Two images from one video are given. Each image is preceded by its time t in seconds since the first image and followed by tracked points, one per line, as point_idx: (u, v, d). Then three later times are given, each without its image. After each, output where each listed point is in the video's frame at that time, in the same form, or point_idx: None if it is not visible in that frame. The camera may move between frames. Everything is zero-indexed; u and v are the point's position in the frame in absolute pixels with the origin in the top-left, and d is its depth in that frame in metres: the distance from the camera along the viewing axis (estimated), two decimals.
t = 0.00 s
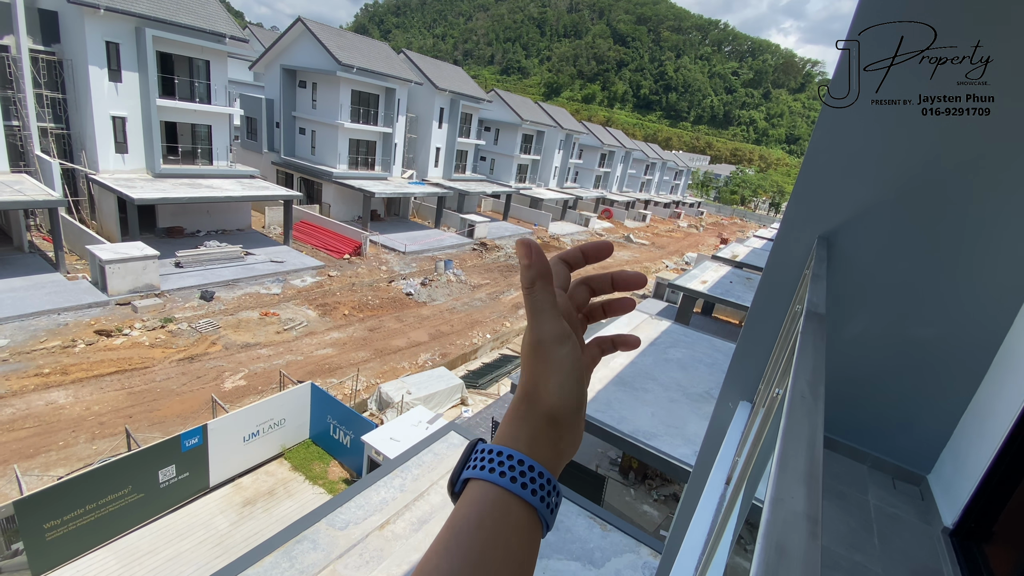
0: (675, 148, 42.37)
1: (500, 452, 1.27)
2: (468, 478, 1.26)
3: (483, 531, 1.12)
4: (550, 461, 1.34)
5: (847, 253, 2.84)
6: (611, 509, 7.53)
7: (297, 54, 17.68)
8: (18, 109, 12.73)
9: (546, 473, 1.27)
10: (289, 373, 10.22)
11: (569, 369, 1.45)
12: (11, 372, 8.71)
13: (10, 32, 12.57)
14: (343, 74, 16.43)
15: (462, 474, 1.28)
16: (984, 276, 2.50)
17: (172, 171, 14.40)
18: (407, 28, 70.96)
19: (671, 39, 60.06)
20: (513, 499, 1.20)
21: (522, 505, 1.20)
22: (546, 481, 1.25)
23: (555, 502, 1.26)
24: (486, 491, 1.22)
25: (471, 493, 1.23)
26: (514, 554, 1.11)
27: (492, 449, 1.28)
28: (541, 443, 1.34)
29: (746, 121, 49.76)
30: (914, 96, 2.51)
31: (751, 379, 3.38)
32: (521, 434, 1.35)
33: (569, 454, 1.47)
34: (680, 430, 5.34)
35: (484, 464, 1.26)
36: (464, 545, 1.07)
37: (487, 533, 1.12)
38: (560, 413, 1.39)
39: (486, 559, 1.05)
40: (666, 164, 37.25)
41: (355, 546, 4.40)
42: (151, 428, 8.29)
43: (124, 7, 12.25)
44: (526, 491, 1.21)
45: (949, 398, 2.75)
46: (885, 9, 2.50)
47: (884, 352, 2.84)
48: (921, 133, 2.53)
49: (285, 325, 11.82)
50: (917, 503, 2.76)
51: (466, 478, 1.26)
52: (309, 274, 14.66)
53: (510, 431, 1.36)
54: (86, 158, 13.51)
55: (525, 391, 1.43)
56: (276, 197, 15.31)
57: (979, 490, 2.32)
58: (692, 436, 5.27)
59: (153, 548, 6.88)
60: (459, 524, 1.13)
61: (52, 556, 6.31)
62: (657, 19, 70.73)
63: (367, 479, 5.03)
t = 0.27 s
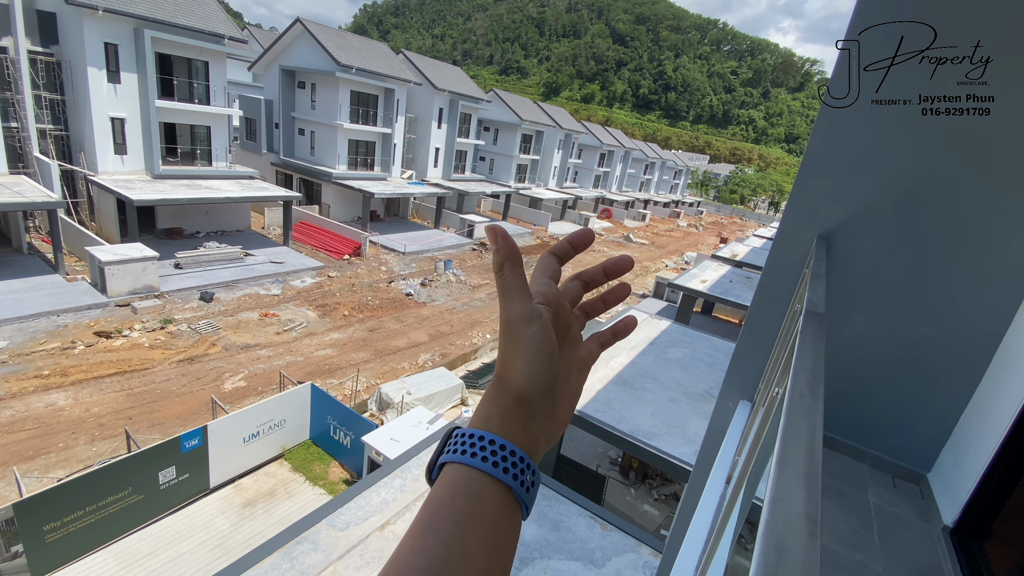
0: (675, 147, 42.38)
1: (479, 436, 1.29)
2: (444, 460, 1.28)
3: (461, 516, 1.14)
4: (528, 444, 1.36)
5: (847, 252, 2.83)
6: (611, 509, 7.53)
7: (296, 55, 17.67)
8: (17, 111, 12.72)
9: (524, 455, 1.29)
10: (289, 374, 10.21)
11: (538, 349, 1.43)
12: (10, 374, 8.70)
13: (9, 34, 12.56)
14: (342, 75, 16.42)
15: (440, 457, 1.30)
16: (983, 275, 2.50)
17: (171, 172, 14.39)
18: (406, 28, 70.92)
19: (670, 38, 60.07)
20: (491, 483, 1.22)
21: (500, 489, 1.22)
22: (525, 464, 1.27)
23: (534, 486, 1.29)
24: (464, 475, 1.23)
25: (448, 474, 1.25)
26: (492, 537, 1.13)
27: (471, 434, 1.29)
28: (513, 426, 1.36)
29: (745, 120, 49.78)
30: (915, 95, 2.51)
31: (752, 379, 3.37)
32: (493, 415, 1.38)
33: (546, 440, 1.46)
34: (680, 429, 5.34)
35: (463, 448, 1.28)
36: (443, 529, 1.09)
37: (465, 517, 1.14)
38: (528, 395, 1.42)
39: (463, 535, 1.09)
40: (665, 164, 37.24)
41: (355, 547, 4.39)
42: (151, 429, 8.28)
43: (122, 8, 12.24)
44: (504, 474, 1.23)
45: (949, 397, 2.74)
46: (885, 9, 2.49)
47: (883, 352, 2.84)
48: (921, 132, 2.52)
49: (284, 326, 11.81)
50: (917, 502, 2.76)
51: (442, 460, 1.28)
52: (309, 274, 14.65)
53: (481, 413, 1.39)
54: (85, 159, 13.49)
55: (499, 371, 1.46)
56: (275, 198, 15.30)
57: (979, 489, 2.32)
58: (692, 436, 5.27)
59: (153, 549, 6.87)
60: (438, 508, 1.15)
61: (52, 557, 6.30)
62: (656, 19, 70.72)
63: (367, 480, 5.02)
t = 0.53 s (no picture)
0: (674, 147, 42.40)
1: (492, 426, 1.28)
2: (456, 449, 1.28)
3: (471, 506, 1.13)
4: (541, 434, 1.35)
5: (846, 251, 2.83)
6: (612, 509, 7.53)
7: (295, 56, 17.67)
8: (16, 113, 12.72)
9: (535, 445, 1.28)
10: (289, 375, 10.21)
11: (559, 342, 1.43)
12: (10, 376, 8.70)
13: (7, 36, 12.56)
14: (341, 75, 16.43)
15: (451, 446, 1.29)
16: (983, 274, 2.50)
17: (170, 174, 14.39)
18: (405, 28, 70.93)
19: (669, 38, 60.11)
20: (501, 473, 1.21)
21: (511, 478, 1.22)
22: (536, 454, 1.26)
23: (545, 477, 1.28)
24: (475, 465, 1.23)
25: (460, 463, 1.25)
26: (503, 529, 1.12)
27: (482, 423, 1.29)
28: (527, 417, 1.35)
29: (744, 119, 49.81)
30: (915, 95, 2.51)
31: (751, 379, 3.38)
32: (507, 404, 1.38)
33: (559, 433, 1.44)
34: (680, 429, 5.34)
35: (473, 438, 1.27)
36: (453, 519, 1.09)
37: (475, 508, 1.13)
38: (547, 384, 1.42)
39: (474, 526, 1.08)
40: (665, 163, 37.25)
41: (355, 548, 4.39)
42: (151, 431, 8.27)
43: (121, 9, 12.24)
44: (516, 465, 1.22)
45: (949, 396, 2.74)
46: (885, 9, 2.49)
47: (883, 351, 2.84)
48: (922, 132, 2.52)
49: (284, 327, 11.81)
50: (917, 501, 2.76)
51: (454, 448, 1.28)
52: (308, 275, 14.65)
53: (498, 402, 1.38)
54: (83, 160, 13.49)
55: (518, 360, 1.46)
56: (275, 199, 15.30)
57: (979, 487, 2.32)
58: (692, 436, 5.27)
59: (153, 551, 6.87)
60: (448, 497, 1.15)
61: (52, 559, 6.30)
62: (655, 19, 70.79)
63: (367, 481, 5.02)
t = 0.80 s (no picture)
0: (673, 147, 42.41)
1: (509, 401, 1.28)
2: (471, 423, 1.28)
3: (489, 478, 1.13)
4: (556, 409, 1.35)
5: (845, 251, 2.83)
6: (612, 509, 7.53)
7: (294, 57, 17.67)
8: (15, 114, 12.72)
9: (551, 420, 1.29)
10: (289, 376, 10.21)
11: (563, 314, 1.45)
12: (10, 378, 8.69)
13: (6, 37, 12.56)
14: (341, 76, 16.43)
15: (466, 421, 1.29)
16: (983, 272, 2.50)
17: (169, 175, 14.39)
18: (404, 29, 70.95)
19: (668, 38, 60.12)
20: (519, 447, 1.22)
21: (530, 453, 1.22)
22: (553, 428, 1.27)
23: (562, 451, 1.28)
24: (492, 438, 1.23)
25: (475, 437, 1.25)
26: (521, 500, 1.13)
27: (501, 398, 1.29)
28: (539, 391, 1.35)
29: (743, 119, 49.83)
30: (915, 95, 2.51)
31: (751, 379, 3.38)
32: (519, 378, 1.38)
33: (573, 410, 1.43)
34: (680, 429, 5.34)
35: (492, 412, 1.27)
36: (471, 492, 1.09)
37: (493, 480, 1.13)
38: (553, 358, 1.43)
39: (492, 498, 1.09)
40: (664, 163, 37.25)
41: (356, 549, 4.39)
42: (151, 432, 8.27)
43: (120, 11, 12.23)
44: (533, 437, 1.23)
45: (949, 394, 2.75)
46: (885, 9, 2.49)
47: (883, 349, 2.84)
48: (922, 131, 2.52)
49: (284, 328, 11.81)
50: (917, 501, 2.76)
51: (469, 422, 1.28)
52: (308, 276, 14.64)
53: (508, 378, 1.38)
54: (83, 162, 13.48)
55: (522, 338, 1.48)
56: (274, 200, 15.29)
57: (980, 486, 2.32)
58: (692, 436, 5.27)
59: (154, 552, 6.87)
60: (465, 469, 1.15)
61: (53, 560, 6.30)
62: (654, 19, 70.81)
63: (368, 482, 5.02)
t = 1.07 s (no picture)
0: (672, 148, 42.43)
1: (510, 403, 1.29)
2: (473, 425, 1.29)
3: (489, 477, 1.14)
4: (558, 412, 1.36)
5: (843, 251, 2.85)
6: (611, 509, 7.53)
7: (293, 57, 17.65)
8: (13, 114, 12.69)
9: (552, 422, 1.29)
10: (287, 376, 10.20)
11: (570, 319, 1.45)
12: (8, 378, 8.68)
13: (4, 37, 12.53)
14: (340, 76, 16.41)
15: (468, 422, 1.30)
16: (980, 273, 2.51)
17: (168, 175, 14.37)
18: (403, 29, 70.91)
19: (667, 39, 60.13)
20: (521, 448, 1.22)
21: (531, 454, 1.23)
22: (554, 431, 1.27)
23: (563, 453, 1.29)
24: (492, 439, 1.24)
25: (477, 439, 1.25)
26: (521, 501, 1.13)
27: (502, 400, 1.30)
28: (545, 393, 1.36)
29: (742, 120, 49.86)
30: (915, 95, 2.52)
31: (749, 379, 3.39)
32: (523, 380, 1.39)
33: (575, 412, 1.44)
34: (679, 429, 5.35)
35: (493, 414, 1.28)
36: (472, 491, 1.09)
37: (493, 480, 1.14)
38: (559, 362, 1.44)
39: (494, 498, 1.09)
40: (663, 164, 37.26)
41: (354, 549, 4.39)
42: (149, 432, 8.26)
43: (119, 10, 12.21)
44: (533, 438, 1.24)
45: (946, 394, 2.76)
46: (885, 9, 2.50)
47: (880, 350, 2.86)
48: (921, 131, 2.53)
49: (282, 328, 11.80)
50: (914, 500, 2.77)
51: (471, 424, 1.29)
52: (307, 276, 14.63)
53: (512, 378, 1.39)
54: (81, 161, 13.45)
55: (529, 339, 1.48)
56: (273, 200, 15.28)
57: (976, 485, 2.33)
58: (691, 436, 5.28)
59: (152, 552, 6.86)
60: (467, 470, 1.16)
61: (51, 560, 6.30)
62: (653, 19, 70.79)
63: (367, 482, 5.03)
